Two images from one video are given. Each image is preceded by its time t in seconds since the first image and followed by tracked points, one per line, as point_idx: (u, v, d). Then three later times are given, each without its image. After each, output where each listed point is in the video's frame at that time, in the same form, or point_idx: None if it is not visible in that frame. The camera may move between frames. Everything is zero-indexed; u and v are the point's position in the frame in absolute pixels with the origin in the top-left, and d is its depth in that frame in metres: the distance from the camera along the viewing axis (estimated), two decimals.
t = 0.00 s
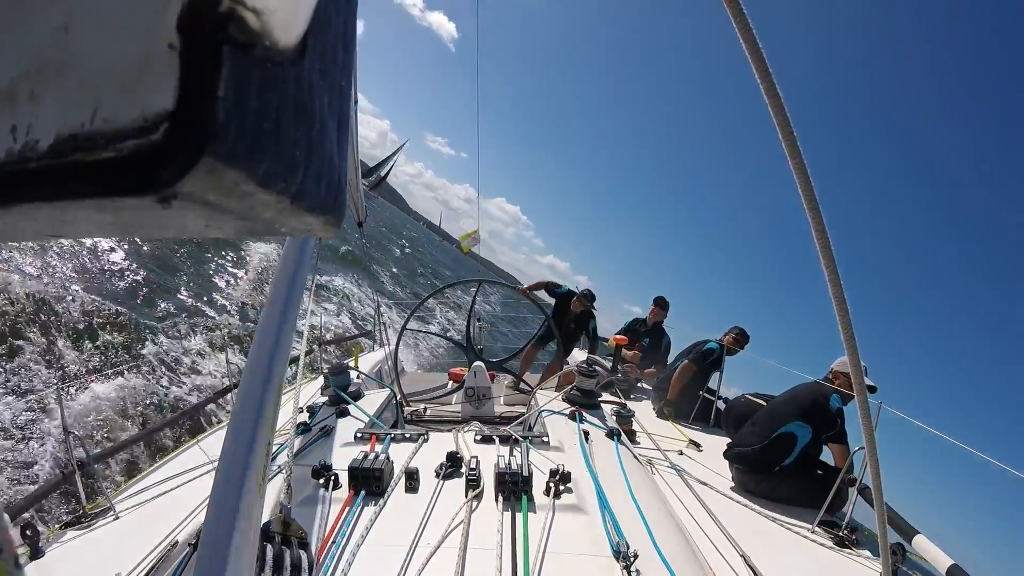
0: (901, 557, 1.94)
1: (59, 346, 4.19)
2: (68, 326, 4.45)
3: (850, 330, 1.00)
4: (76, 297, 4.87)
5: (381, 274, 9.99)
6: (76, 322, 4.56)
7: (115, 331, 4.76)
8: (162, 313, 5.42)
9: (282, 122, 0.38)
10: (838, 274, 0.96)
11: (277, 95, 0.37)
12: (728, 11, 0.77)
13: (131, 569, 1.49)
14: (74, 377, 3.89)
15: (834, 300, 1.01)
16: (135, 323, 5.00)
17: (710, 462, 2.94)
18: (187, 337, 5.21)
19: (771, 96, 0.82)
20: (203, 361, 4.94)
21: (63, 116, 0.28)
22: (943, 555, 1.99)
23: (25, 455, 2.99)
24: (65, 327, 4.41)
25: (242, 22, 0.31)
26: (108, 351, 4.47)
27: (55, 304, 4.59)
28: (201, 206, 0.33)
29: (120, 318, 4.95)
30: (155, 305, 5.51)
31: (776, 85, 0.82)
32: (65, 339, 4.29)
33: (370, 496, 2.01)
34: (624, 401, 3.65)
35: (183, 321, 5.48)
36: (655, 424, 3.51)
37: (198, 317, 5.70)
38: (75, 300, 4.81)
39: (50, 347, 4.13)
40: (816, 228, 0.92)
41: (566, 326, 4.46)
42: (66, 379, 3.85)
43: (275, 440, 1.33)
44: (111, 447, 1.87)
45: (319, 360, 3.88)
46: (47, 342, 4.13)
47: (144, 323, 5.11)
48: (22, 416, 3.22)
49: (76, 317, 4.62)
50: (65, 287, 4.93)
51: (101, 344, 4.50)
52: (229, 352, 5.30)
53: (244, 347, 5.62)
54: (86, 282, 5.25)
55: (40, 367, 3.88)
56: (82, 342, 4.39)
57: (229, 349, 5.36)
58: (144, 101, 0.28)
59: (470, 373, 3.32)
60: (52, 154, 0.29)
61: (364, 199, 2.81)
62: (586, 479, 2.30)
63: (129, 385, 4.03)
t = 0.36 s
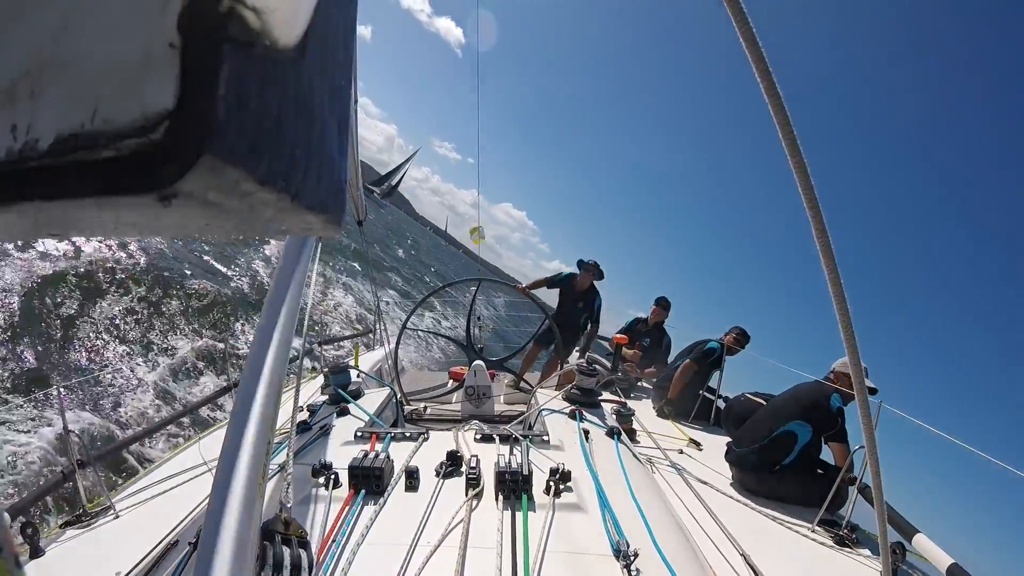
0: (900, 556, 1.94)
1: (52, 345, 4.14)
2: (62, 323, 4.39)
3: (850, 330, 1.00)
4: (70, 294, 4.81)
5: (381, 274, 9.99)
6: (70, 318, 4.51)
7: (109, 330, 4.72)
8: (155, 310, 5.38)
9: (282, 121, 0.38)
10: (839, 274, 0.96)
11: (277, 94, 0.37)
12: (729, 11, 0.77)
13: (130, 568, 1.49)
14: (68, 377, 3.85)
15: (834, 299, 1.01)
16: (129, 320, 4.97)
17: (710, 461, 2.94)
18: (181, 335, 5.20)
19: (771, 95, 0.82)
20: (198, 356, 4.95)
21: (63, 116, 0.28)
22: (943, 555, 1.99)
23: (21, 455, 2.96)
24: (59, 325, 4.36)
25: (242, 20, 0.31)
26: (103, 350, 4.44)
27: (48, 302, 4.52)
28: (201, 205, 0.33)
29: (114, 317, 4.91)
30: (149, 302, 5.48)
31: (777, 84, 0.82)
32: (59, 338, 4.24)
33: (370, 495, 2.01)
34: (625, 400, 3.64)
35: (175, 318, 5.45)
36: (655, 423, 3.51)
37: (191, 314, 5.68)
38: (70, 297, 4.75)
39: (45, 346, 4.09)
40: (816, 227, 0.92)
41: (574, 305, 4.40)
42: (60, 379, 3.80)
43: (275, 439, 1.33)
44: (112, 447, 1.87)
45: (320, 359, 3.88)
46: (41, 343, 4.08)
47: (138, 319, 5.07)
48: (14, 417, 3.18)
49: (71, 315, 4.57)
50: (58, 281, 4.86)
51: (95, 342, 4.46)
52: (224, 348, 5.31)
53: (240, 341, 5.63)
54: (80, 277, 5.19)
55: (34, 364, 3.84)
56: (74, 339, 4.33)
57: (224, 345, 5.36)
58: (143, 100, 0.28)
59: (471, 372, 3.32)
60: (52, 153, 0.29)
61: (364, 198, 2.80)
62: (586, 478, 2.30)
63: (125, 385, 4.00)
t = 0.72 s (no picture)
0: (901, 556, 1.94)
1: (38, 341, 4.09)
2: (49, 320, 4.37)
3: (851, 330, 1.00)
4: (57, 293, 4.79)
5: (382, 274, 9.99)
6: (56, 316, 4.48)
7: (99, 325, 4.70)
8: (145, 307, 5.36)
9: (282, 122, 0.38)
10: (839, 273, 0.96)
11: (278, 94, 0.37)
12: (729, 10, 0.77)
13: (130, 568, 1.49)
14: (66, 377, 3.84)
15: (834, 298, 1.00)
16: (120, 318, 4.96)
17: (710, 461, 2.94)
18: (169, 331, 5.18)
19: (771, 95, 0.82)
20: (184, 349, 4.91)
21: (64, 115, 0.28)
22: (944, 555, 1.99)
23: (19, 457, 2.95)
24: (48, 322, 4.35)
25: (242, 20, 0.31)
26: (99, 349, 4.41)
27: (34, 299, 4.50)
28: (200, 205, 0.33)
29: (110, 316, 4.89)
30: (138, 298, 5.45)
31: (777, 84, 0.82)
32: (52, 338, 4.21)
33: (371, 495, 2.02)
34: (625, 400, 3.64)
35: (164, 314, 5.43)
36: (655, 423, 3.51)
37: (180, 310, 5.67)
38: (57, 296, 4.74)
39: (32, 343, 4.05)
40: (816, 226, 0.92)
41: (578, 296, 4.36)
42: (57, 380, 3.78)
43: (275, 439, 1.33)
44: (112, 447, 1.87)
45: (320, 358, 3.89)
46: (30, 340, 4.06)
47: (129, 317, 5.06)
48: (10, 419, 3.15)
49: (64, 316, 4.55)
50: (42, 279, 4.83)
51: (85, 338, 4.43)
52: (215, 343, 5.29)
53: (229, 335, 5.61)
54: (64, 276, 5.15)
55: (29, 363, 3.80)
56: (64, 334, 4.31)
57: (220, 343, 5.35)
58: (143, 100, 0.28)
59: (471, 372, 3.31)
60: (52, 153, 0.28)
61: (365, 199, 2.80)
62: (587, 478, 2.30)
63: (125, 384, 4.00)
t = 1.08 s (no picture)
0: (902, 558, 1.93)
1: (29, 334, 4.08)
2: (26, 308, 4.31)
3: (852, 330, 0.99)
4: (40, 283, 4.74)
5: (382, 275, 9.99)
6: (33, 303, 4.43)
7: (83, 316, 4.68)
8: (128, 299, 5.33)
9: (284, 123, 0.38)
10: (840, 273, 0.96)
11: (278, 96, 0.37)
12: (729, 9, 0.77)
13: (131, 567, 1.50)
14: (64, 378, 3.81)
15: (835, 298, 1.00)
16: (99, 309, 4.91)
17: (711, 462, 2.93)
18: (154, 324, 5.17)
19: (771, 96, 0.82)
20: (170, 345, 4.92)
21: (65, 116, 0.28)
22: (944, 556, 1.99)
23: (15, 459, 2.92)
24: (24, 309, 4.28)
25: (243, 21, 0.31)
26: (102, 348, 4.43)
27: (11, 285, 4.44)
28: (201, 207, 0.33)
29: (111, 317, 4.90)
30: (123, 291, 5.42)
31: (777, 85, 0.82)
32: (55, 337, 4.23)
33: (373, 496, 2.02)
34: (626, 402, 3.63)
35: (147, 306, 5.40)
36: (656, 424, 3.51)
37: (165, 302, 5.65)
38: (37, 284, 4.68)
39: (13, 332, 4.00)
40: (817, 226, 0.92)
41: (580, 292, 4.31)
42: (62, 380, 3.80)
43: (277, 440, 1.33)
44: (115, 447, 1.86)
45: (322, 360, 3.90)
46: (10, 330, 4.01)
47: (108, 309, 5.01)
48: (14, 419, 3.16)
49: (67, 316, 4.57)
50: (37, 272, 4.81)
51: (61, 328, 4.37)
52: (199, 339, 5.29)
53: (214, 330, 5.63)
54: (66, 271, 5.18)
55: (28, 362, 3.79)
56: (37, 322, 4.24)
57: (221, 344, 5.36)
58: (144, 101, 0.28)
59: (472, 373, 3.29)
60: (53, 154, 0.28)
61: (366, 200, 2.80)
62: (588, 478, 2.30)
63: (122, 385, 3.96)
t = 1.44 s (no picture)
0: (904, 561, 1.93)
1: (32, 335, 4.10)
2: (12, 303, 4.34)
3: (853, 331, 0.99)
4: (46, 284, 4.78)
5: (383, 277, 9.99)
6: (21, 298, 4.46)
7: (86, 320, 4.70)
8: (122, 298, 5.36)
9: (284, 125, 0.38)
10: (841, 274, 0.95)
11: (279, 97, 0.37)
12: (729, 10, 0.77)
13: (131, 568, 1.51)
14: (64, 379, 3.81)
15: (835, 299, 1.00)
16: (93, 308, 4.94)
17: (712, 464, 2.92)
18: (145, 319, 5.22)
19: (772, 97, 0.82)
20: (161, 339, 4.98)
21: (66, 118, 0.28)
22: (945, 558, 1.98)
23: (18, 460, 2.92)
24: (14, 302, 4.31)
25: (243, 23, 0.31)
26: (102, 350, 4.44)
27: None
28: (202, 209, 0.33)
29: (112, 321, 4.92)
30: (126, 295, 5.44)
31: (777, 86, 0.82)
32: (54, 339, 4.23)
33: (374, 498, 2.01)
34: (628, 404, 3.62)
35: (136, 303, 5.45)
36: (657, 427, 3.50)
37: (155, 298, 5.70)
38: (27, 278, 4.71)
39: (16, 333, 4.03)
40: (818, 227, 0.92)
41: (578, 290, 4.31)
42: (64, 381, 3.81)
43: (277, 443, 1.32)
44: (116, 450, 1.86)
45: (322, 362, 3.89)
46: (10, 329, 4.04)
47: (102, 308, 5.04)
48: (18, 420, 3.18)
49: (68, 319, 4.59)
50: (40, 274, 4.85)
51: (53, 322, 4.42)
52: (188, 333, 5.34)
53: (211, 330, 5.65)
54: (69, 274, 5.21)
55: (32, 364, 3.81)
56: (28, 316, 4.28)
57: (222, 347, 5.36)
58: (144, 103, 0.28)
59: (474, 376, 3.28)
60: (54, 157, 0.28)
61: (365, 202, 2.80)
62: (588, 481, 2.30)
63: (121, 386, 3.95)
